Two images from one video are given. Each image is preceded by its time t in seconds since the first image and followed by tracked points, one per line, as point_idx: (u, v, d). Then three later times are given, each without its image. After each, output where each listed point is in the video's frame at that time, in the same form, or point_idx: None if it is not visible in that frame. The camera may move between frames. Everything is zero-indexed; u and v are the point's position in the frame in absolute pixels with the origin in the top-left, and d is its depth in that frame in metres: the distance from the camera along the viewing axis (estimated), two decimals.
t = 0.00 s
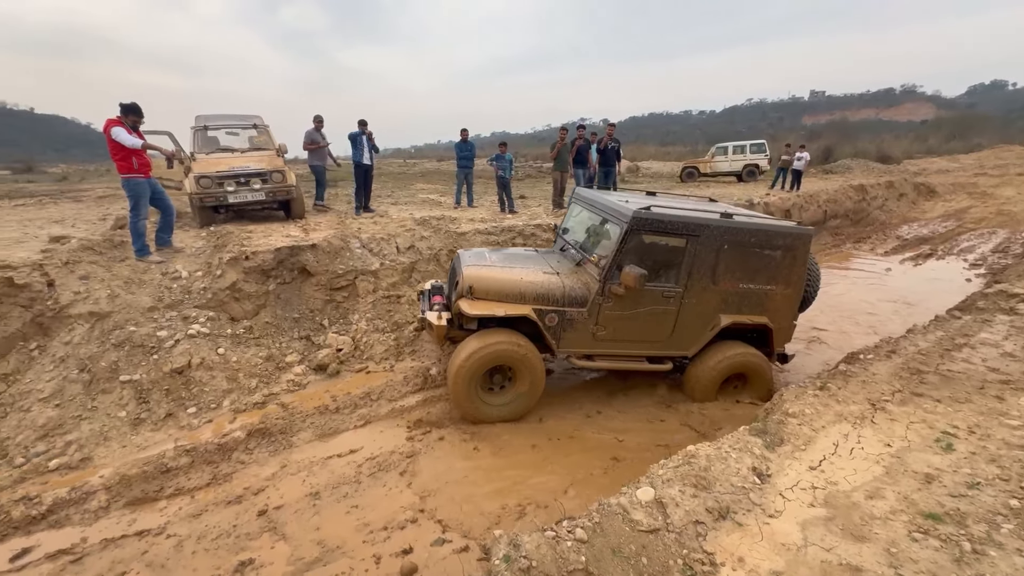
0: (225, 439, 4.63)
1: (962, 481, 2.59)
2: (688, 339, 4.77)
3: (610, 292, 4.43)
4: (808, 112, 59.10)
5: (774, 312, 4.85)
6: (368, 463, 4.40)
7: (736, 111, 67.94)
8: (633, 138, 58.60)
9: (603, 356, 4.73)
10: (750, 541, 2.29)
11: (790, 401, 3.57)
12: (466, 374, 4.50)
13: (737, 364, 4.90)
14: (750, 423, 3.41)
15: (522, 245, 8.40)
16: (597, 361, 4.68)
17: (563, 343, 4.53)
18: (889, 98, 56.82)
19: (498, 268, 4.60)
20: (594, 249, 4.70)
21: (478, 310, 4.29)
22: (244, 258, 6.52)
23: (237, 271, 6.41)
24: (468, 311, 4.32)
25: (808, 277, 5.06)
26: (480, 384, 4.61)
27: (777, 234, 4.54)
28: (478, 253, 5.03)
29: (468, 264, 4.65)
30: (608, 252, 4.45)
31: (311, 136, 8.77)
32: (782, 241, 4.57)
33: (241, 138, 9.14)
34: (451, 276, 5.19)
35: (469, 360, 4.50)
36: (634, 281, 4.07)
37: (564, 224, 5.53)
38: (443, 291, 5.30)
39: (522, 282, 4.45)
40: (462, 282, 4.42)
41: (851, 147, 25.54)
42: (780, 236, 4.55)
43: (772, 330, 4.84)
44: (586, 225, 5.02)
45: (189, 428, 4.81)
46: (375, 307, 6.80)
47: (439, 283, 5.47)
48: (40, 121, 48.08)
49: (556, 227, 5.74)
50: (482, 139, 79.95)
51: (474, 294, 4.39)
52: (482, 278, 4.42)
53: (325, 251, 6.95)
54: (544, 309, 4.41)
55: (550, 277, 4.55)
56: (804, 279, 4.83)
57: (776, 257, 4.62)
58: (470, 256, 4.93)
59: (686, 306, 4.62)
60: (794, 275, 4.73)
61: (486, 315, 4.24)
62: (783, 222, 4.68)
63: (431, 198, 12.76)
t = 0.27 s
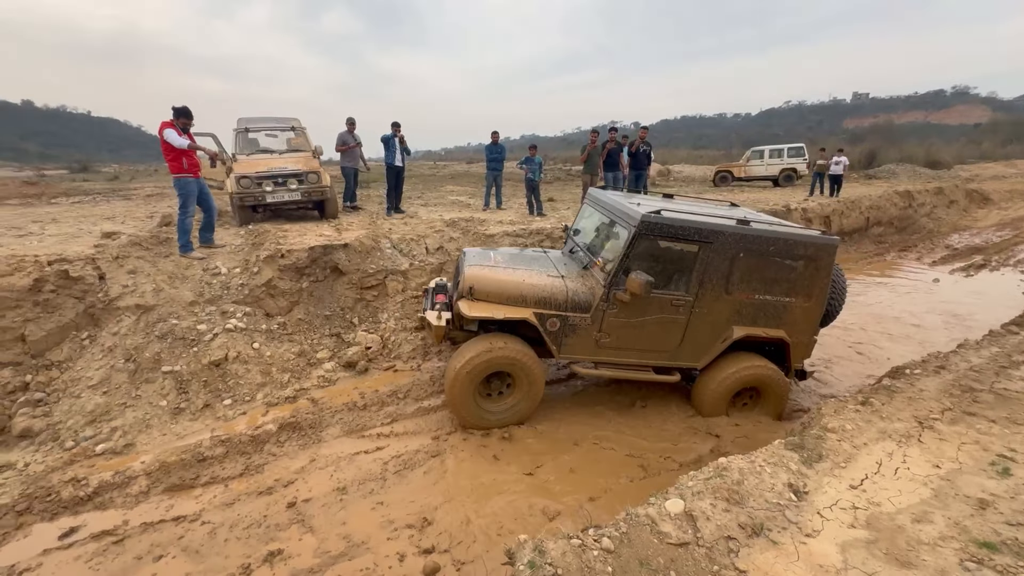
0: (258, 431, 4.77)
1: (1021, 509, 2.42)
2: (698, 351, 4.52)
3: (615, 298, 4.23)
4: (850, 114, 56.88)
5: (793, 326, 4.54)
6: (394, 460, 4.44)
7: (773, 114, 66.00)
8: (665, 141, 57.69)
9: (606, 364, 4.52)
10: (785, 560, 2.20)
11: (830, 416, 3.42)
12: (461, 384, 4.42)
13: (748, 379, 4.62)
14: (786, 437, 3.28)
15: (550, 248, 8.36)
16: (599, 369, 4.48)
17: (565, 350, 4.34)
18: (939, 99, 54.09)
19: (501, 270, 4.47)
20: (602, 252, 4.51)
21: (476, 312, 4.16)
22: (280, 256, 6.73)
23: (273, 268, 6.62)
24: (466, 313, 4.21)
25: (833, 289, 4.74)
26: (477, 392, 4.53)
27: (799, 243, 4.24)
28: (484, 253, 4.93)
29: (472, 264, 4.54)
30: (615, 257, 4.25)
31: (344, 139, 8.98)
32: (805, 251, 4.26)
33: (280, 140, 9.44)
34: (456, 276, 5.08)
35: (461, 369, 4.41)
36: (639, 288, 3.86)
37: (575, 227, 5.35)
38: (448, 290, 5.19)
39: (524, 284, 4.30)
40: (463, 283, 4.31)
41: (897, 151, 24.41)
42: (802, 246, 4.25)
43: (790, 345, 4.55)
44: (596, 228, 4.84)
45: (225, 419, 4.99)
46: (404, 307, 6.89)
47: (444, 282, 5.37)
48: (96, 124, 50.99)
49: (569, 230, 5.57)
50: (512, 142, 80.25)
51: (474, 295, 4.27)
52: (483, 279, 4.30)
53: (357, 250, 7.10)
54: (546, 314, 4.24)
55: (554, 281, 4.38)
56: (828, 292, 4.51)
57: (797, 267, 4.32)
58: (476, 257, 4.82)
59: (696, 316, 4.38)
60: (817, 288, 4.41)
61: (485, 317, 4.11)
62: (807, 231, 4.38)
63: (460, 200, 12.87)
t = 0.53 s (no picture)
0: (285, 421, 4.90)
1: None
2: (700, 357, 4.40)
3: (613, 303, 4.12)
4: (889, 115, 54.75)
5: (801, 332, 4.37)
6: (415, 455, 4.49)
7: (807, 115, 64.06)
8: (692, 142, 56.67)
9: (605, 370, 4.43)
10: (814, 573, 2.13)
11: (863, 427, 3.30)
12: (455, 398, 4.34)
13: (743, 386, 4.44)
14: (817, 447, 3.18)
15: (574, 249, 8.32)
16: (597, 375, 4.39)
17: (562, 355, 4.26)
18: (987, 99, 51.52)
19: (498, 272, 4.38)
20: (601, 255, 4.40)
21: (471, 316, 4.10)
22: (309, 252, 6.89)
23: (302, 264, 6.78)
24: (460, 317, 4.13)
25: (846, 295, 4.54)
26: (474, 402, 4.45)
27: (808, 247, 4.07)
28: (482, 255, 4.84)
29: (468, 266, 4.46)
30: (614, 261, 4.14)
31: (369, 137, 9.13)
32: (815, 255, 4.08)
33: (310, 139, 9.67)
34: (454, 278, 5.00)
35: (453, 384, 4.32)
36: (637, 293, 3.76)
37: (577, 227, 5.23)
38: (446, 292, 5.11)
39: (520, 288, 4.21)
40: (458, 286, 4.23)
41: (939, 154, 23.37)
42: (812, 250, 4.07)
43: (797, 352, 4.38)
44: (597, 229, 4.73)
45: (253, 409, 5.14)
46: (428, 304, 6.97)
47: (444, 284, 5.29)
48: (138, 123, 53.18)
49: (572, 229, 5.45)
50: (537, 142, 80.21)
51: (469, 299, 4.19)
52: (479, 282, 4.22)
53: (382, 247, 7.21)
54: (542, 319, 4.15)
55: (551, 285, 4.28)
56: (839, 297, 4.33)
57: (806, 272, 4.15)
58: (473, 259, 4.74)
59: (698, 321, 4.25)
60: (827, 293, 4.24)
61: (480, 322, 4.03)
62: (818, 234, 4.20)
63: (485, 199, 12.93)
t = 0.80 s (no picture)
0: (306, 411, 5.02)
1: None
2: (701, 357, 4.27)
3: (610, 302, 4.00)
4: (925, 113, 52.71)
5: (802, 330, 4.28)
6: (431, 448, 4.54)
7: (839, 112, 62.13)
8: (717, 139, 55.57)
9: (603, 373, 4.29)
10: None
11: (889, 434, 3.21)
12: (451, 419, 4.22)
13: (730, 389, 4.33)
14: (840, 453, 3.11)
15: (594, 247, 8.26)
16: (596, 378, 4.25)
17: (559, 358, 4.12)
18: None
19: (490, 273, 4.24)
20: (596, 253, 4.28)
21: (464, 318, 3.96)
22: (332, 246, 7.00)
23: (325, 258, 6.91)
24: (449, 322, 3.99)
25: (846, 289, 4.46)
26: (471, 417, 4.33)
27: (808, 241, 3.99)
28: (473, 255, 4.69)
29: (460, 267, 4.32)
30: (611, 259, 4.02)
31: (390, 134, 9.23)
32: (814, 249, 4.01)
33: (334, 135, 9.82)
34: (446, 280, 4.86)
35: (445, 408, 4.19)
36: (636, 291, 3.64)
37: (569, 226, 5.11)
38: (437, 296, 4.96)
39: (512, 289, 4.06)
40: (449, 288, 4.09)
41: (979, 153, 22.39)
42: (811, 243, 3.99)
43: (799, 349, 4.29)
44: (590, 227, 4.62)
45: (277, 398, 5.27)
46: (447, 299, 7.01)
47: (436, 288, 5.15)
48: (171, 119, 54.82)
49: (564, 228, 5.32)
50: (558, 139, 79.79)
51: (461, 301, 4.05)
52: (469, 284, 4.07)
53: (403, 242, 7.29)
54: (537, 321, 4.01)
55: (544, 285, 4.13)
56: (840, 292, 4.25)
57: (805, 266, 4.06)
58: (464, 259, 4.60)
59: (698, 320, 4.13)
60: (827, 287, 4.16)
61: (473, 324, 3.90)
62: (816, 227, 4.12)
63: (505, 196, 12.94)
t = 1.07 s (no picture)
0: (325, 400, 5.12)
1: None
2: (698, 354, 4.18)
3: (604, 301, 3.86)
4: (960, 107, 50.79)
5: (796, 320, 4.22)
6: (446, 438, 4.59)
7: (867, 106, 60.27)
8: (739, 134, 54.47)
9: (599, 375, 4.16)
10: None
11: (912, 435, 3.14)
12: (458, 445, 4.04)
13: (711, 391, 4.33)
14: (860, 453, 3.06)
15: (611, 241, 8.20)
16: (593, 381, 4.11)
17: (553, 362, 3.96)
18: None
19: (476, 278, 4.04)
20: (587, 252, 4.14)
21: (453, 325, 3.74)
22: (351, 238, 7.09)
23: (344, 249, 7.01)
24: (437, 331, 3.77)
25: (837, 276, 4.43)
26: (474, 433, 4.13)
27: (799, 229, 3.94)
28: (458, 261, 4.50)
29: (446, 273, 4.11)
30: (602, 257, 3.88)
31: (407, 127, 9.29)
32: (805, 237, 3.97)
33: (354, 128, 9.91)
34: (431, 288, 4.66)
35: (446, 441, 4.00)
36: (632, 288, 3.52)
37: (553, 226, 4.97)
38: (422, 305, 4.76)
39: (502, 294, 3.86)
40: (435, 294, 3.88)
41: (1017, 149, 21.52)
42: (802, 231, 3.96)
43: (794, 339, 4.23)
44: (578, 225, 4.48)
45: (296, 386, 5.39)
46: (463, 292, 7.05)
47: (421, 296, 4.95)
48: (196, 112, 55.98)
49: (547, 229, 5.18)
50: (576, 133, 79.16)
51: (448, 308, 3.84)
52: (456, 290, 3.86)
53: (421, 235, 7.34)
54: (530, 325, 3.83)
55: (535, 288, 3.95)
56: (831, 280, 4.22)
57: (797, 255, 4.01)
58: (448, 264, 4.40)
59: (694, 315, 4.03)
60: (820, 275, 4.12)
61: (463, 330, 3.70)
62: (806, 215, 4.08)
63: (523, 190, 12.92)
